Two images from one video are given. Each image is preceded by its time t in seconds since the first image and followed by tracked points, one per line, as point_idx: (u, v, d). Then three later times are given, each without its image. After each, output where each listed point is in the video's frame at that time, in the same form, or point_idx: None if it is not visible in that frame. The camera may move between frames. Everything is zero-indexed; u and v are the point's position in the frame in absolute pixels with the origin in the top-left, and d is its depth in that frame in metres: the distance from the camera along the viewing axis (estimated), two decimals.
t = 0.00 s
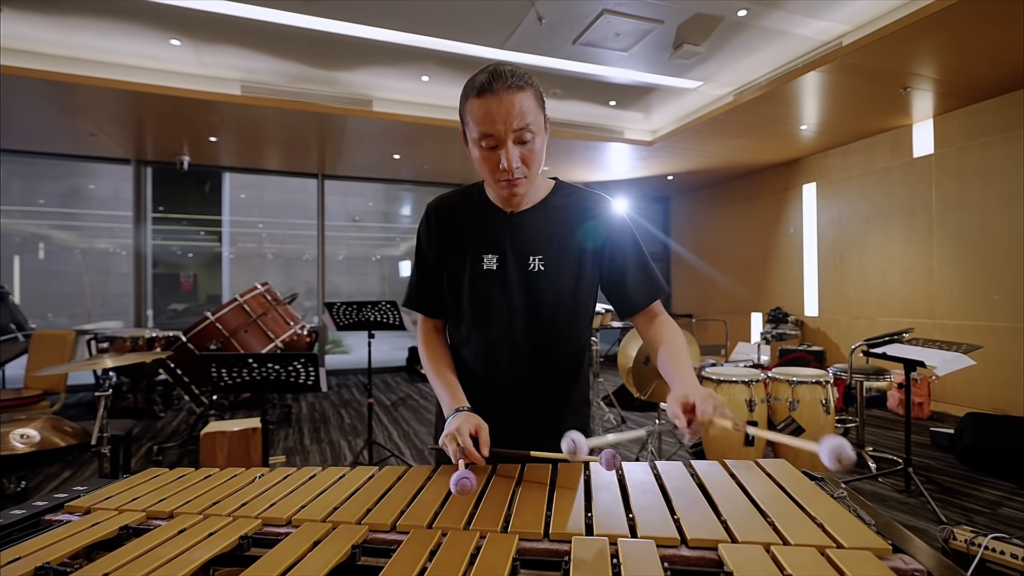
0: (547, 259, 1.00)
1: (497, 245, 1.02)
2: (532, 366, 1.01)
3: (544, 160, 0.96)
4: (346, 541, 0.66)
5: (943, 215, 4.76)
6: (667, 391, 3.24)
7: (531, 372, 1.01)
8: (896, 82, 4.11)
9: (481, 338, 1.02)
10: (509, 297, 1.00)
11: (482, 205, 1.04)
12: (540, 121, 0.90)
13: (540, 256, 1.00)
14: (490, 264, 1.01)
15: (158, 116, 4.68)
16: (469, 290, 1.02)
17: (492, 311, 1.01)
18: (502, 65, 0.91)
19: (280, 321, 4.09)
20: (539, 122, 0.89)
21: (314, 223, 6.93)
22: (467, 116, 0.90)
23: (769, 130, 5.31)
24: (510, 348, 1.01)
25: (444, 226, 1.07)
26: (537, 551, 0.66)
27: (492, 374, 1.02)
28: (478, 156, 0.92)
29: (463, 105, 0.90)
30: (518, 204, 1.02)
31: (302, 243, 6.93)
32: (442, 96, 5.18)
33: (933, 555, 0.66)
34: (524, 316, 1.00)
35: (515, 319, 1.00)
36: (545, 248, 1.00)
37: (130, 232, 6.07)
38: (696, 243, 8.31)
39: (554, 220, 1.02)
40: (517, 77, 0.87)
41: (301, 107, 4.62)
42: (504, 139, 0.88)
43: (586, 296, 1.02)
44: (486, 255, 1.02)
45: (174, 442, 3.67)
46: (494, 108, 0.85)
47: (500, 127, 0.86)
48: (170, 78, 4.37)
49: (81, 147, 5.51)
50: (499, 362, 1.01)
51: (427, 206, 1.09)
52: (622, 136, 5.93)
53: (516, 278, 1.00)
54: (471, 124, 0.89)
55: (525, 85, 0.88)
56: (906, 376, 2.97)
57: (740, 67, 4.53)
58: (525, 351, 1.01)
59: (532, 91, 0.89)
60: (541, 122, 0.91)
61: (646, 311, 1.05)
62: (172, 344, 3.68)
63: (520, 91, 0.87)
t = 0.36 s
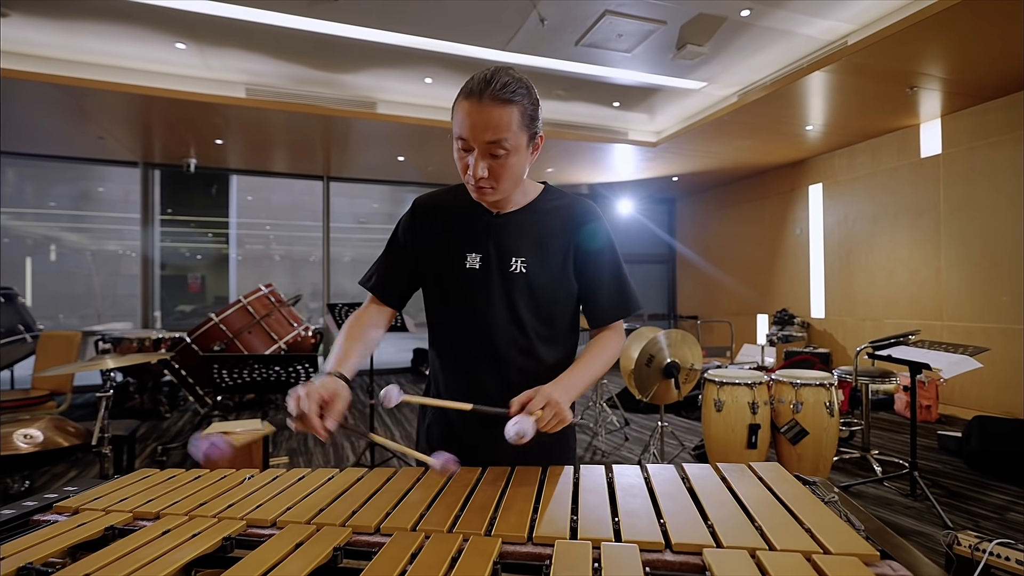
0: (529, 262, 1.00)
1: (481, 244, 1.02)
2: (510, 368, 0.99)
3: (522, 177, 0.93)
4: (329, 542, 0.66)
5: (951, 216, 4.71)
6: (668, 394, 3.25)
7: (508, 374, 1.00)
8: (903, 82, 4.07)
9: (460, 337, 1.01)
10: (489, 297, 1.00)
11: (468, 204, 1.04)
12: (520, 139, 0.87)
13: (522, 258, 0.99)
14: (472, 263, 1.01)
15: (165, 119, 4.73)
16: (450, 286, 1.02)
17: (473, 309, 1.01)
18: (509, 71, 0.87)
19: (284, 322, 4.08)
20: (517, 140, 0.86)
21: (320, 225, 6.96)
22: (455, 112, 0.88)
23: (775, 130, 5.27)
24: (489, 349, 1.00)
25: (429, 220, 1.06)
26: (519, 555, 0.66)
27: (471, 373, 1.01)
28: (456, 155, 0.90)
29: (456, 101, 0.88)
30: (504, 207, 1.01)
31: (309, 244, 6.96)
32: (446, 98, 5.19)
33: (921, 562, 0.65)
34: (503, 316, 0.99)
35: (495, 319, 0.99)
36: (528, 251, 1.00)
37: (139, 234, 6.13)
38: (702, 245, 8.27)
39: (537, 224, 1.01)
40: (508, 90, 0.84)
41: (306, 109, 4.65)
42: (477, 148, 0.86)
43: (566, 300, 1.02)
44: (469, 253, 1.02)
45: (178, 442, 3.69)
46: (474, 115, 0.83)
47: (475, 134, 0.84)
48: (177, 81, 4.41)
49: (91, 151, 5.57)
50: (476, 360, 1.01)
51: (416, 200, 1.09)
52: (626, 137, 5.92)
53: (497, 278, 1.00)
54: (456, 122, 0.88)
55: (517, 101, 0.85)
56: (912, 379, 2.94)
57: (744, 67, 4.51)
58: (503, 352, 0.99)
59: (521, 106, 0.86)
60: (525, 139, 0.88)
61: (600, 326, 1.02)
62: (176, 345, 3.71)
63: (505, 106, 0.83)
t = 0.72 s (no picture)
0: (493, 270, 0.97)
1: (451, 251, 1.01)
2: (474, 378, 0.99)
3: (481, 189, 0.88)
4: (313, 551, 0.64)
5: (963, 216, 4.63)
6: (673, 397, 3.21)
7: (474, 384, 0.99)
8: (913, 81, 4.01)
9: (434, 344, 1.04)
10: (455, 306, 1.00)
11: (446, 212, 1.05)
12: (474, 151, 0.82)
13: (486, 267, 0.97)
14: (442, 270, 1.01)
15: (174, 122, 4.76)
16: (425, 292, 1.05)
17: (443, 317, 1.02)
18: (469, 75, 0.82)
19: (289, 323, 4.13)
20: (470, 153, 0.81)
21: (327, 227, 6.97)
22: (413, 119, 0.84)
23: (783, 130, 5.22)
24: (458, 357, 1.01)
25: (412, 226, 1.10)
26: (507, 566, 0.64)
27: (444, 381, 1.03)
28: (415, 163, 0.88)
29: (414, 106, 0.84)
30: (477, 212, 0.99)
31: (317, 246, 6.99)
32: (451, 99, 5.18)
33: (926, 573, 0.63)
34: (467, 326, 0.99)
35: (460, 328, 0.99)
36: (492, 260, 0.97)
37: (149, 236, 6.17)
38: (709, 246, 8.21)
39: (504, 231, 0.97)
40: (459, 100, 0.79)
41: (312, 112, 4.67)
42: (428, 159, 0.83)
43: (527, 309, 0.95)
44: (440, 260, 1.02)
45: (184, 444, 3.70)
46: (423, 126, 0.80)
47: (426, 145, 0.81)
48: (184, 84, 4.44)
49: (102, 154, 5.63)
50: (446, 367, 1.02)
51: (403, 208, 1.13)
52: (632, 138, 5.88)
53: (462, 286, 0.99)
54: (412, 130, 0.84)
55: (472, 110, 0.80)
56: (923, 382, 2.88)
57: (750, 67, 4.47)
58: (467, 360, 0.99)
59: (475, 117, 0.81)
60: (481, 151, 0.83)
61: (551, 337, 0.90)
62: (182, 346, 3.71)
63: (455, 117, 0.79)
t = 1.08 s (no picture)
0: (470, 283, 0.97)
1: (436, 264, 1.03)
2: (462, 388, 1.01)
3: (453, 206, 0.88)
4: (302, 569, 0.62)
5: (989, 215, 4.49)
6: (687, 401, 3.15)
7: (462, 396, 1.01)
8: (936, 76, 3.90)
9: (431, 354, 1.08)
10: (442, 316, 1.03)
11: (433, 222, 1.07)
12: (440, 175, 0.82)
13: (464, 280, 0.97)
14: (430, 282, 1.04)
15: (190, 126, 4.82)
16: (419, 303, 1.09)
17: (437, 329, 1.06)
18: (433, 91, 0.80)
19: (300, 326, 4.14)
20: (435, 177, 0.81)
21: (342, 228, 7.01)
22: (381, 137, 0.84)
23: (800, 129, 5.11)
24: (451, 367, 1.04)
25: (404, 237, 1.13)
26: None
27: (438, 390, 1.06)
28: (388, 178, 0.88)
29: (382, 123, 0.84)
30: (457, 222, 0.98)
31: (332, 248, 7.03)
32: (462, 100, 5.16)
33: None
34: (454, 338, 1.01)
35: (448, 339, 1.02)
36: (469, 271, 0.96)
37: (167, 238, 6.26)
38: (725, 247, 8.09)
39: (481, 242, 0.96)
40: (418, 124, 0.77)
41: (325, 114, 4.69)
42: (395, 182, 0.83)
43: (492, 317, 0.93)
44: (428, 273, 1.05)
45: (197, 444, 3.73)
46: (387, 149, 0.80)
47: (390, 170, 0.81)
48: (199, 89, 4.49)
49: (121, 158, 5.72)
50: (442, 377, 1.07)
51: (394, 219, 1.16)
52: (646, 138, 5.81)
53: (446, 298, 1.01)
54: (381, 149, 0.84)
55: (434, 134, 0.78)
56: (947, 387, 2.78)
57: (766, 65, 4.39)
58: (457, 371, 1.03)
59: (438, 140, 0.79)
60: (448, 173, 0.82)
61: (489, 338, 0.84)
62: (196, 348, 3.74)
63: (415, 142, 0.78)
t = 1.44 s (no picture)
0: (471, 278, 0.94)
1: (436, 259, 1.00)
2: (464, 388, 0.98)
3: (453, 200, 0.85)
4: None
5: None
6: (706, 404, 3.07)
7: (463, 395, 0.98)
8: (967, 68, 3.75)
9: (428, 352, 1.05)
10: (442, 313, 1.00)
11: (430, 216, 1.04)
12: (436, 168, 0.79)
13: (466, 275, 0.94)
14: (429, 278, 1.01)
15: (211, 129, 4.89)
16: (417, 300, 1.06)
17: (438, 326, 1.03)
18: (423, 80, 0.77)
19: (316, 326, 4.16)
20: (432, 169, 0.78)
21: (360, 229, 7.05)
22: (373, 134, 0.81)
23: (824, 125, 4.97)
24: (452, 365, 1.01)
25: (400, 232, 1.10)
26: None
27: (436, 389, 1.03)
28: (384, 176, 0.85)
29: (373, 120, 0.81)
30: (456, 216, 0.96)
31: (351, 249, 7.07)
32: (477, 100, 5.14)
33: None
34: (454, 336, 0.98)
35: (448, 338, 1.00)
36: (471, 267, 0.94)
37: (189, 240, 6.36)
38: (746, 246, 7.92)
39: (481, 238, 0.94)
40: (409, 115, 0.74)
41: (341, 115, 4.72)
42: (390, 177, 0.80)
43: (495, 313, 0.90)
44: (427, 268, 1.02)
45: (214, 443, 3.78)
46: (380, 144, 0.77)
47: (384, 166, 0.78)
48: (219, 92, 4.55)
49: (146, 161, 5.84)
50: (443, 376, 1.04)
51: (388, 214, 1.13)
52: (664, 136, 5.71)
53: (447, 295, 0.98)
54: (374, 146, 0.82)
55: (427, 124, 0.75)
56: (980, 392, 2.66)
57: (787, 60, 4.28)
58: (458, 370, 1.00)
59: (432, 130, 0.76)
60: (444, 165, 0.79)
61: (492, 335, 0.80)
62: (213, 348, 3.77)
63: (408, 133, 0.75)
